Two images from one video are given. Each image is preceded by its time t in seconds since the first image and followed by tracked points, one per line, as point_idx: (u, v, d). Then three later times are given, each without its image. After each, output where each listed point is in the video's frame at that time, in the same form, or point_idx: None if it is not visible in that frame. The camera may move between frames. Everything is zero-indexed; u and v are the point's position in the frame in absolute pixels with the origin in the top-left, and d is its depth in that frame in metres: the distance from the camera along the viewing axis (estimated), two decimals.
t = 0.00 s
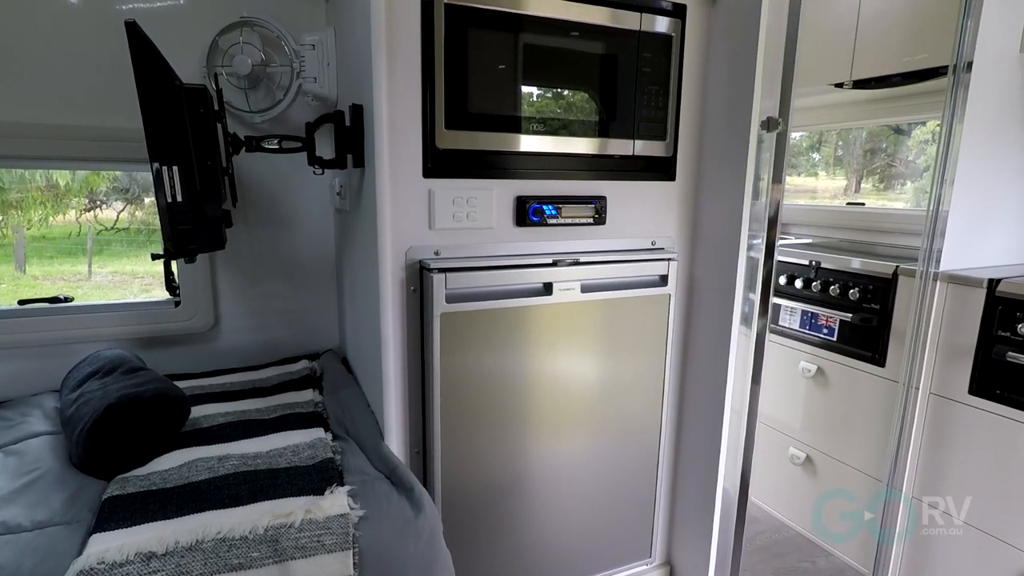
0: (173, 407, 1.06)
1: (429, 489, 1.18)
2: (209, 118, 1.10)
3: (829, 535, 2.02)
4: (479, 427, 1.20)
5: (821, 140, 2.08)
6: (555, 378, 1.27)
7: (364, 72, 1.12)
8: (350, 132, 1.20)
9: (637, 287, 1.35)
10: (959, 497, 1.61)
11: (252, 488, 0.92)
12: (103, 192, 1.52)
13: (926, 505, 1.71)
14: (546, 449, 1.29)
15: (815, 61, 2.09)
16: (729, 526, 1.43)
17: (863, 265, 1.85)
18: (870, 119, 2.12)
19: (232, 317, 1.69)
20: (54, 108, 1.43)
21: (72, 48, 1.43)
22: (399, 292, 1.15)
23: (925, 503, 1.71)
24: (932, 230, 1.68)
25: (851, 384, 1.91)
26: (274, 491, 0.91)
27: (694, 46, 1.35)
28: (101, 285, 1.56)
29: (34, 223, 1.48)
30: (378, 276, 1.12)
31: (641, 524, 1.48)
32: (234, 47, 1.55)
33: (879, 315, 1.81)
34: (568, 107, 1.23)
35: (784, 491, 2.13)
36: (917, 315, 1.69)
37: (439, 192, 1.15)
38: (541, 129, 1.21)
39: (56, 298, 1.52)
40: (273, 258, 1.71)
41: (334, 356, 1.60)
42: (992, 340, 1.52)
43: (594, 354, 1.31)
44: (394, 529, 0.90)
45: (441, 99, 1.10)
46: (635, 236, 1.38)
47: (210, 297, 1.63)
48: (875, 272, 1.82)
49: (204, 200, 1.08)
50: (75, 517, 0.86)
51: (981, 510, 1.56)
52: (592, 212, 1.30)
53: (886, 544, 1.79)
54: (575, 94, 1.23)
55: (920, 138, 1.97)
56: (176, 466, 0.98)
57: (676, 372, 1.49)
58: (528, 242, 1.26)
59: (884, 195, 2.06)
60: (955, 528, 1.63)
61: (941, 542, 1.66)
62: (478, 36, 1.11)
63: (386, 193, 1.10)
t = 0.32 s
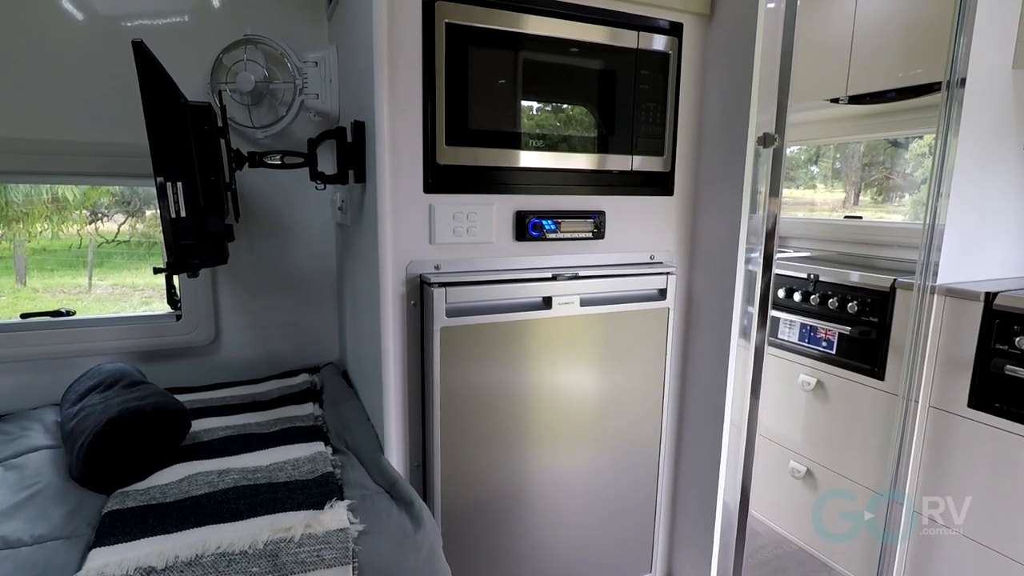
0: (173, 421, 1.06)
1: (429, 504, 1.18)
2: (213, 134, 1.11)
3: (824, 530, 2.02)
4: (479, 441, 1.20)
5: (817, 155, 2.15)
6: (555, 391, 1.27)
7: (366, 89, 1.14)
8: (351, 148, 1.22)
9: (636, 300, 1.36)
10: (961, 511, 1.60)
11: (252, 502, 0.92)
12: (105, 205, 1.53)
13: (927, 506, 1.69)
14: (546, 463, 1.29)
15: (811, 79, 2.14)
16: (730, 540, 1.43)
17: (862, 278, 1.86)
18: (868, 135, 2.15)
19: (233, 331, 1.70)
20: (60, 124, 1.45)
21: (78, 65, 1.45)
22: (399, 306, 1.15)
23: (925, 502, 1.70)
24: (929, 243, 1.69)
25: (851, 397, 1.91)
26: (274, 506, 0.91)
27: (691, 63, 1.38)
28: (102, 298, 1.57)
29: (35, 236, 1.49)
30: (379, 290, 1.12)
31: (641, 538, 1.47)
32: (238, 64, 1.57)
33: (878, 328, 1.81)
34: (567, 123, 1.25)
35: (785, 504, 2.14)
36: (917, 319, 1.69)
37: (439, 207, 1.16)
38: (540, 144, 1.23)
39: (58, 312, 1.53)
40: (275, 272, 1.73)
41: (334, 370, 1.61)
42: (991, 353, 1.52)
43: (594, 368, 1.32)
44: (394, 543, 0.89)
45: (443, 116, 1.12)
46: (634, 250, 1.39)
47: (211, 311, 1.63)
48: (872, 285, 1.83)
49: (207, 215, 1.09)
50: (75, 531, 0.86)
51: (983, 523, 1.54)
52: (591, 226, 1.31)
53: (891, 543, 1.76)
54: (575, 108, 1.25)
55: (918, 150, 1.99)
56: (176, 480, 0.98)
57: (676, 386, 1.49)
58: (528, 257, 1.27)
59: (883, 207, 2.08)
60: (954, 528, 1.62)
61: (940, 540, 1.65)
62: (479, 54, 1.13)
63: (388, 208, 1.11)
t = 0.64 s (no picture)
0: (173, 433, 1.06)
1: (428, 516, 1.18)
2: (216, 148, 1.13)
3: (824, 531, 2.00)
4: (479, 452, 1.20)
5: (817, 165, 2.28)
6: (554, 402, 1.28)
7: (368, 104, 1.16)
8: (352, 161, 1.23)
9: (635, 312, 1.36)
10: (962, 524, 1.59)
11: (252, 514, 0.92)
12: (105, 217, 1.54)
13: (927, 506, 1.69)
14: (545, 474, 1.29)
15: (809, 94, 2.18)
16: (731, 551, 1.42)
17: (860, 289, 1.87)
18: (866, 147, 2.17)
19: (234, 342, 1.70)
20: (64, 137, 1.47)
21: (82, 79, 1.47)
22: (399, 318, 1.16)
23: (925, 502, 1.70)
24: (926, 254, 1.70)
25: (850, 409, 1.90)
26: (274, 518, 0.91)
27: (688, 78, 1.40)
28: (102, 310, 1.57)
29: (35, 247, 1.50)
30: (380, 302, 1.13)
31: (641, 550, 1.47)
32: (240, 78, 1.59)
33: (876, 339, 1.82)
34: (566, 136, 1.27)
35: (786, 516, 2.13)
36: (916, 332, 1.68)
37: (439, 220, 1.17)
38: (540, 157, 1.24)
39: (59, 323, 1.54)
40: (276, 283, 1.74)
41: (334, 382, 1.61)
42: (989, 364, 1.53)
43: (593, 379, 1.32)
44: (393, 556, 0.89)
45: (443, 129, 1.14)
46: (633, 262, 1.40)
47: (212, 323, 1.64)
48: (870, 296, 1.84)
49: (210, 227, 1.10)
50: (74, 543, 0.86)
51: (985, 536, 1.53)
52: (590, 238, 1.32)
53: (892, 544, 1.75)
54: (574, 121, 1.27)
55: (915, 162, 2.01)
56: (176, 492, 0.98)
57: (676, 397, 1.50)
58: (527, 269, 1.28)
59: (881, 218, 2.10)
60: (955, 528, 1.61)
61: (942, 543, 1.64)
62: (479, 69, 1.15)
63: (388, 221, 1.12)
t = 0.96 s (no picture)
0: (174, 444, 1.07)
1: (428, 528, 1.18)
2: (219, 161, 1.14)
3: (824, 531, 1.99)
4: (479, 463, 1.20)
5: (816, 176, 2.35)
6: (554, 413, 1.28)
7: (369, 117, 1.17)
8: (353, 174, 1.24)
9: (634, 323, 1.37)
10: (965, 535, 1.58)
11: (252, 525, 0.92)
12: (106, 227, 1.56)
13: (927, 505, 1.69)
14: (545, 485, 1.29)
15: (806, 106, 2.21)
16: (731, 562, 1.42)
17: (859, 300, 1.88)
18: (864, 159, 2.19)
19: (235, 353, 1.71)
20: (68, 149, 1.48)
21: (86, 92, 1.49)
22: (400, 329, 1.17)
23: (925, 502, 1.69)
24: (924, 265, 1.72)
25: (850, 419, 1.90)
26: (274, 529, 0.91)
27: (686, 92, 1.41)
28: (102, 320, 1.58)
29: (36, 257, 1.51)
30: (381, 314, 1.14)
31: (641, 562, 1.46)
32: (243, 92, 1.62)
33: (875, 350, 1.82)
34: (565, 149, 1.28)
35: (787, 527, 2.13)
36: (914, 345, 1.69)
37: (440, 232, 1.18)
38: (539, 169, 1.25)
39: (60, 334, 1.54)
40: (277, 294, 1.74)
41: (334, 393, 1.61)
42: (988, 375, 1.53)
43: (594, 389, 1.32)
44: (392, 568, 0.89)
45: (444, 142, 1.15)
46: (632, 274, 1.41)
47: (213, 334, 1.65)
48: (869, 307, 1.84)
49: (213, 239, 1.11)
50: (74, 555, 0.86)
51: (987, 548, 1.53)
52: (589, 250, 1.33)
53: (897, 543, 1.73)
54: (574, 133, 1.28)
55: (913, 173, 2.04)
56: (176, 503, 0.98)
57: (675, 407, 1.50)
58: (527, 280, 1.29)
59: (880, 228, 2.12)
60: (955, 528, 1.61)
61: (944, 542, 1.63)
62: (479, 83, 1.17)
63: (390, 233, 1.13)
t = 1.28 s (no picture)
0: (176, 454, 1.07)
1: (429, 538, 1.18)
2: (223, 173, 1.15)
3: (824, 531, 1.98)
4: (480, 473, 1.21)
5: (814, 185, 2.35)
6: (554, 423, 1.28)
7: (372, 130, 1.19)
8: (356, 186, 1.25)
9: (634, 334, 1.37)
10: (966, 545, 1.58)
11: (253, 536, 0.92)
12: (106, 236, 1.57)
13: (927, 504, 1.69)
14: (546, 495, 1.29)
15: (805, 116, 2.23)
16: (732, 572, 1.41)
17: (858, 310, 1.88)
18: (862, 169, 2.21)
19: (236, 363, 1.71)
20: (73, 161, 1.50)
21: (91, 104, 1.51)
22: (401, 340, 1.17)
23: (925, 502, 1.70)
24: (922, 274, 1.73)
25: (849, 429, 1.90)
26: (275, 540, 0.92)
27: (684, 104, 1.43)
28: (103, 329, 1.59)
29: (36, 266, 1.52)
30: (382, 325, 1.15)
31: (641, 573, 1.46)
32: (247, 104, 1.63)
33: (874, 360, 1.82)
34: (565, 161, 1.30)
35: (788, 538, 2.12)
36: (912, 354, 1.70)
37: (441, 243, 1.19)
38: (540, 181, 1.27)
39: (62, 344, 1.55)
40: (278, 304, 1.75)
41: (335, 403, 1.61)
42: (987, 385, 1.53)
43: (594, 399, 1.33)
44: None
45: (446, 154, 1.17)
46: (632, 284, 1.42)
47: (214, 344, 1.65)
48: (868, 318, 1.85)
49: (216, 251, 1.12)
50: (76, 566, 0.87)
51: (988, 558, 1.52)
52: (589, 261, 1.34)
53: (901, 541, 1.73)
54: (574, 145, 1.30)
55: (912, 182, 2.05)
56: (178, 514, 0.99)
57: (676, 417, 1.50)
58: (527, 291, 1.29)
59: (879, 238, 2.13)
60: (955, 528, 1.61)
61: (945, 541, 1.63)
62: (481, 97, 1.18)
63: (392, 244, 1.14)
